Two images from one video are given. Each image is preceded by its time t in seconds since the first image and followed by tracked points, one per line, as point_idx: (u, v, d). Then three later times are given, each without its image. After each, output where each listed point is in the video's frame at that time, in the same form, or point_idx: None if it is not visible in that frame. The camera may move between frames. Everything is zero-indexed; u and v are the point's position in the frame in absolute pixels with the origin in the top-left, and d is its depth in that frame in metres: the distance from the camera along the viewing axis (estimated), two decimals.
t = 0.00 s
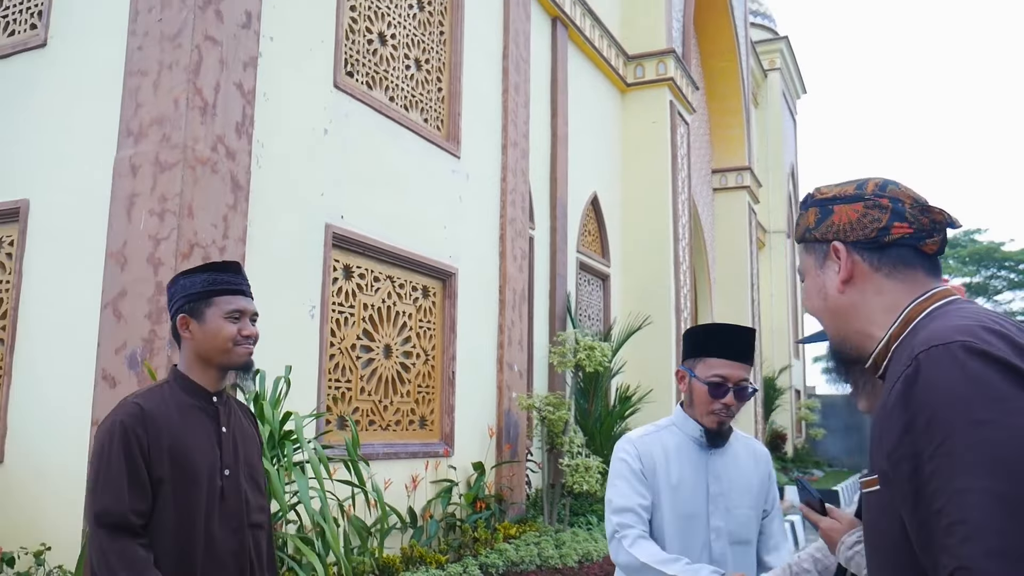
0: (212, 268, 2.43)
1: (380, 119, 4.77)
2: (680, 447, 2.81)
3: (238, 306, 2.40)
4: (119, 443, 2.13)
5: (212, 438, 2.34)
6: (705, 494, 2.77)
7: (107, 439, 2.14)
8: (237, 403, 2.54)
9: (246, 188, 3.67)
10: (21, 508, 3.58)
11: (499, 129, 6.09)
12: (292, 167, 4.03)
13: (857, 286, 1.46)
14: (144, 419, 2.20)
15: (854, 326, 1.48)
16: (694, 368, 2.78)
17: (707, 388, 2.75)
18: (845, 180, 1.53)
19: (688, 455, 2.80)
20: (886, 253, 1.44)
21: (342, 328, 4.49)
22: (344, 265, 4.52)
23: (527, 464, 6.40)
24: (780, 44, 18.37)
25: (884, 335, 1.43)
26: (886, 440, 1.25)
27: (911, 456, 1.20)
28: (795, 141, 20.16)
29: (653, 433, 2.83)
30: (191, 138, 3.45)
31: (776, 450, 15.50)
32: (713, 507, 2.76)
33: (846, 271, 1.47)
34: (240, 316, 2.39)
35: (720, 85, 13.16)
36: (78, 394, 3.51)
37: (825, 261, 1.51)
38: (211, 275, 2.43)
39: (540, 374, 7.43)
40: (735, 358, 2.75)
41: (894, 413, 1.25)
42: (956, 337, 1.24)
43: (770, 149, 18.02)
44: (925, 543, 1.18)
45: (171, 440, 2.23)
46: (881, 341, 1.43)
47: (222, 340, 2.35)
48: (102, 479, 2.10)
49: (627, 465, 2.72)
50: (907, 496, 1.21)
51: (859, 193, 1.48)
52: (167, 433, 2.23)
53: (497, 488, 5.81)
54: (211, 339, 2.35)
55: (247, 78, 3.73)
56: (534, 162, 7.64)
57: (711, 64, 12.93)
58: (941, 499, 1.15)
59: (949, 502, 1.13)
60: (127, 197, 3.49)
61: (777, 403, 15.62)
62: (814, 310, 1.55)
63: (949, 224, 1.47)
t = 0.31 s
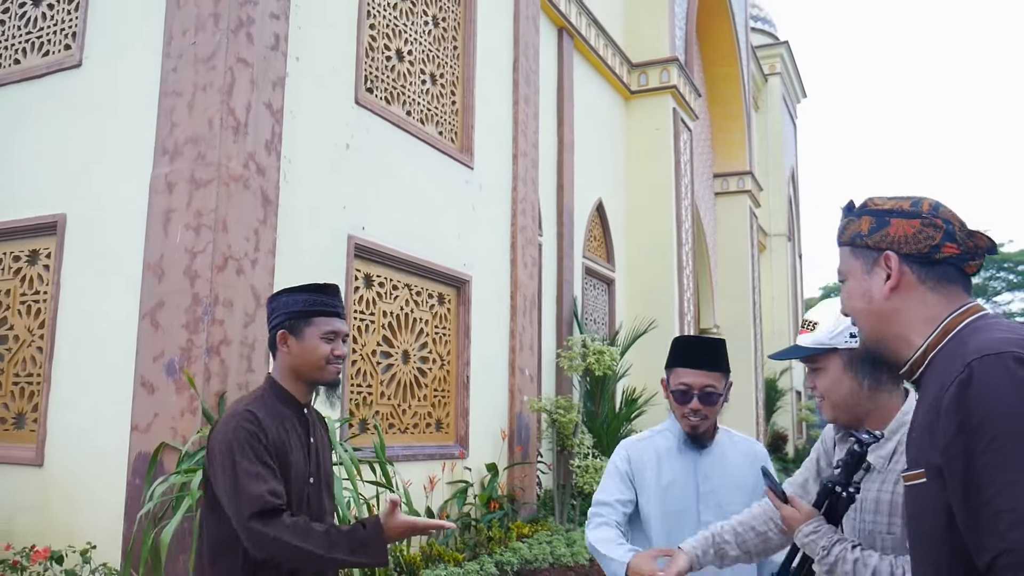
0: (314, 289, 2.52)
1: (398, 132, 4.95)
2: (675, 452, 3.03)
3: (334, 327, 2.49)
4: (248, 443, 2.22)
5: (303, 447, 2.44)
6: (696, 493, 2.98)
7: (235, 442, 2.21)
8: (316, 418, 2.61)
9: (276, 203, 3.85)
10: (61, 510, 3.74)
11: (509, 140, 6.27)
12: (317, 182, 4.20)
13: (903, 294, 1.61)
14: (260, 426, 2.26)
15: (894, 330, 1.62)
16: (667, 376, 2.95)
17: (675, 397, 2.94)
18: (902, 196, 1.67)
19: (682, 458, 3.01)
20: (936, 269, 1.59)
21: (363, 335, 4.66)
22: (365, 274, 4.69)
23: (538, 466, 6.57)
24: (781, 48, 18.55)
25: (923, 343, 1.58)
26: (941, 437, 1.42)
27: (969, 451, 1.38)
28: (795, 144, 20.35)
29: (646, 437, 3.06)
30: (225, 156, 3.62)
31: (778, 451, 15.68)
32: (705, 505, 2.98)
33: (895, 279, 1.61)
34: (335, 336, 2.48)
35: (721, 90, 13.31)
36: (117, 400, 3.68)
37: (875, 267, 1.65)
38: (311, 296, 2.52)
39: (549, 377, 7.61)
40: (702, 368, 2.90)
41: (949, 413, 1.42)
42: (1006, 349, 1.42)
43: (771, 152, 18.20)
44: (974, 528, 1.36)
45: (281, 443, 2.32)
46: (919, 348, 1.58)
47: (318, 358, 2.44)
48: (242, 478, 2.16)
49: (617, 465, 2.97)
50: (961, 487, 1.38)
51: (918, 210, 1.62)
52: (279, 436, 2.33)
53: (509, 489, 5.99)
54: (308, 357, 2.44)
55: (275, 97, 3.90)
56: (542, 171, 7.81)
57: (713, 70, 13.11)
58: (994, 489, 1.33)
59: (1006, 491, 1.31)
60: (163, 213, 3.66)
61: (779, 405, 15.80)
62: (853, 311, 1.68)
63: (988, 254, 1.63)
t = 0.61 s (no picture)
0: (387, 300, 2.50)
1: (398, 143, 5.14)
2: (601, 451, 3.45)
3: (406, 336, 2.50)
4: (359, 450, 2.23)
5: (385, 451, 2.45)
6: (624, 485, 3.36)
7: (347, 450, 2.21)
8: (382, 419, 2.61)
9: (285, 213, 4.03)
10: (77, 506, 3.91)
11: (502, 148, 6.47)
12: (322, 191, 4.39)
13: (914, 301, 1.85)
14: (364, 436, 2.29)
15: (904, 331, 1.87)
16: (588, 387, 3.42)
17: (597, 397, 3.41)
18: (918, 210, 1.90)
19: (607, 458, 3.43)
20: (944, 281, 1.83)
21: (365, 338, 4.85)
22: (366, 280, 4.87)
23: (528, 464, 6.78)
24: (763, 54, 18.85)
25: (929, 344, 1.83)
26: (954, 430, 1.64)
27: (982, 441, 1.59)
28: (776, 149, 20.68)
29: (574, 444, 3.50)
30: (238, 168, 3.80)
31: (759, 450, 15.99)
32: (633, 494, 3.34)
33: (908, 288, 1.85)
34: (406, 345, 2.50)
35: (705, 96, 13.57)
36: (133, 401, 3.85)
37: (892, 274, 1.89)
38: (383, 306, 2.51)
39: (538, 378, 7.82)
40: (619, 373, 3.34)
41: (962, 408, 1.63)
42: (1012, 350, 1.63)
43: (752, 157, 18.49)
44: (981, 508, 1.58)
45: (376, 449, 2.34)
46: (925, 347, 1.83)
47: (393, 369, 2.46)
48: (367, 483, 2.17)
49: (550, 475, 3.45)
50: (972, 474, 1.60)
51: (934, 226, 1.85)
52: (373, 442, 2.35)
53: (501, 486, 6.20)
54: (384, 368, 2.44)
55: (285, 111, 4.08)
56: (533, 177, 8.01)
57: (696, 77, 13.38)
58: (1000, 474, 1.54)
59: (1012, 476, 1.53)
60: (179, 222, 3.83)
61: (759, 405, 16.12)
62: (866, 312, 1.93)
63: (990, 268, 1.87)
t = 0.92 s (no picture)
0: (431, 310, 2.61)
1: (391, 149, 5.30)
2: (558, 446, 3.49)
3: (449, 345, 2.62)
4: (406, 462, 2.36)
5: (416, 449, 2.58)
6: (581, 479, 3.42)
7: (396, 463, 2.33)
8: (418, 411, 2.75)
9: (285, 217, 4.18)
10: (82, 500, 4.03)
11: (489, 153, 6.65)
12: (320, 196, 4.54)
13: (927, 315, 1.96)
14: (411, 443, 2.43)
15: (916, 341, 1.98)
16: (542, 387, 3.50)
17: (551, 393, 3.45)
18: (931, 229, 1.99)
19: (565, 452, 3.47)
20: (954, 296, 1.94)
21: (358, 338, 5.00)
22: (361, 282, 5.03)
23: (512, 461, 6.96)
24: (739, 59, 19.16)
25: (938, 354, 1.94)
26: (951, 433, 1.77)
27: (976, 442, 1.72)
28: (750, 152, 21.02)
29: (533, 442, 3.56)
30: (242, 175, 3.94)
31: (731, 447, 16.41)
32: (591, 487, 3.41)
33: (922, 303, 1.96)
34: (448, 353, 2.63)
35: (682, 100, 13.82)
36: (138, 398, 3.98)
37: (907, 289, 1.98)
38: (430, 315, 2.62)
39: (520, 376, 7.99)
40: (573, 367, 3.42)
41: (958, 413, 1.77)
42: (1004, 361, 1.77)
43: (728, 160, 18.79)
44: (974, 502, 1.71)
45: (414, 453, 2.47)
46: (934, 356, 1.95)
47: (436, 376, 2.59)
48: (415, 494, 2.32)
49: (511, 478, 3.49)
50: (967, 471, 1.73)
51: (947, 244, 1.94)
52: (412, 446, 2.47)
53: (487, 482, 6.38)
54: (428, 376, 2.57)
55: (286, 119, 4.23)
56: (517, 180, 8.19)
57: (674, 81, 13.64)
58: (989, 472, 1.68)
59: (998, 473, 1.66)
60: (183, 226, 3.97)
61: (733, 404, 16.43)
62: (882, 322, 2.03)
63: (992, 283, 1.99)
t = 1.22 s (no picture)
0: (413, 308, 2.69)
1: (375, 152, 5.41)
2: (543, 441, 3.35)
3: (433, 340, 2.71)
4: (397, 452, 2.47)
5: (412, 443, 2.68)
6: (565, 474, 3.25)
7: (387, 453, 2.45)
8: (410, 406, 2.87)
9: (275, 220, 4.28)
10: (73, 497, 4.10)
11: (468, 157, 6.78)
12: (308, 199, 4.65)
13: (929, 327, 2.20)
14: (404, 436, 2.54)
15: (919, 349, 2.22)
16: (539, 379, 3.37)
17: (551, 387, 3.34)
18: (931, 250, 2.23)
19: (548, 447, 3.32)
20: (953, 310, 2.19)
21: (342, 339, 5.10)
22: (345, 283, 5.14)
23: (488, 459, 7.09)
24: (707, 63, 19.49)
25: (940, 362, 2.19)
26: (972, 431, 1.99)
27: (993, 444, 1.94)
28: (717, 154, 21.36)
29: (520, 438, 3.41)
30: (235, 179, 4.03)
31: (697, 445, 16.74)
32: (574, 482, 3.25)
33: (924, 317, 2.20)
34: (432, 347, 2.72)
35: (653, 105, 14.04)
36: (130, 396, 4.06)
37: (910, 305, 2.22)
38: (411, 313, 2.71)
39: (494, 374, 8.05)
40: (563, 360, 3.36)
41: (978, 416, 1.99)
42: (1015, 370, 2.00)
43: (695, 162, 19.08)
44: (993, 495, 1.93)
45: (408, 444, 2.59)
46: (938, 363, 2.19)
47: (421, 371, 2.68)
48: (408, 482, 2.43)
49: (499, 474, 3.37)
50: (987, 469, 1.94)
51: (945, 265, 2.19)
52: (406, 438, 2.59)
53: (464, 479, 6.52)
54: (414, 371, 2.66)
55: (276, 124, 4.33)
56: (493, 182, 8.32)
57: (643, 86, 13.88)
58: (1007, 469, 1.89)
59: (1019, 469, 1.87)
60: (176, 228, 4.05)
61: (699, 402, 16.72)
62: (888, 332, 2.27)
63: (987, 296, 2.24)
